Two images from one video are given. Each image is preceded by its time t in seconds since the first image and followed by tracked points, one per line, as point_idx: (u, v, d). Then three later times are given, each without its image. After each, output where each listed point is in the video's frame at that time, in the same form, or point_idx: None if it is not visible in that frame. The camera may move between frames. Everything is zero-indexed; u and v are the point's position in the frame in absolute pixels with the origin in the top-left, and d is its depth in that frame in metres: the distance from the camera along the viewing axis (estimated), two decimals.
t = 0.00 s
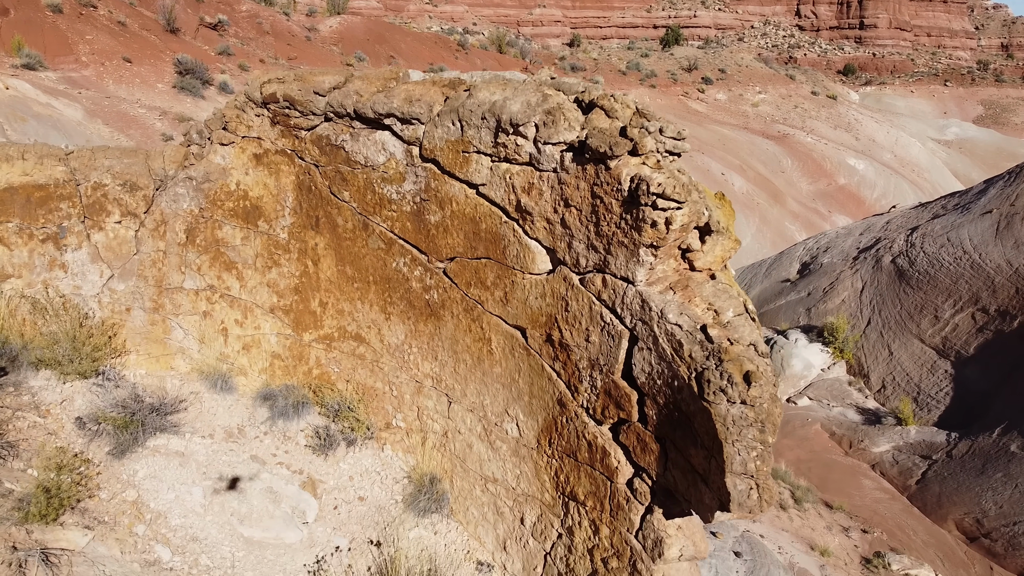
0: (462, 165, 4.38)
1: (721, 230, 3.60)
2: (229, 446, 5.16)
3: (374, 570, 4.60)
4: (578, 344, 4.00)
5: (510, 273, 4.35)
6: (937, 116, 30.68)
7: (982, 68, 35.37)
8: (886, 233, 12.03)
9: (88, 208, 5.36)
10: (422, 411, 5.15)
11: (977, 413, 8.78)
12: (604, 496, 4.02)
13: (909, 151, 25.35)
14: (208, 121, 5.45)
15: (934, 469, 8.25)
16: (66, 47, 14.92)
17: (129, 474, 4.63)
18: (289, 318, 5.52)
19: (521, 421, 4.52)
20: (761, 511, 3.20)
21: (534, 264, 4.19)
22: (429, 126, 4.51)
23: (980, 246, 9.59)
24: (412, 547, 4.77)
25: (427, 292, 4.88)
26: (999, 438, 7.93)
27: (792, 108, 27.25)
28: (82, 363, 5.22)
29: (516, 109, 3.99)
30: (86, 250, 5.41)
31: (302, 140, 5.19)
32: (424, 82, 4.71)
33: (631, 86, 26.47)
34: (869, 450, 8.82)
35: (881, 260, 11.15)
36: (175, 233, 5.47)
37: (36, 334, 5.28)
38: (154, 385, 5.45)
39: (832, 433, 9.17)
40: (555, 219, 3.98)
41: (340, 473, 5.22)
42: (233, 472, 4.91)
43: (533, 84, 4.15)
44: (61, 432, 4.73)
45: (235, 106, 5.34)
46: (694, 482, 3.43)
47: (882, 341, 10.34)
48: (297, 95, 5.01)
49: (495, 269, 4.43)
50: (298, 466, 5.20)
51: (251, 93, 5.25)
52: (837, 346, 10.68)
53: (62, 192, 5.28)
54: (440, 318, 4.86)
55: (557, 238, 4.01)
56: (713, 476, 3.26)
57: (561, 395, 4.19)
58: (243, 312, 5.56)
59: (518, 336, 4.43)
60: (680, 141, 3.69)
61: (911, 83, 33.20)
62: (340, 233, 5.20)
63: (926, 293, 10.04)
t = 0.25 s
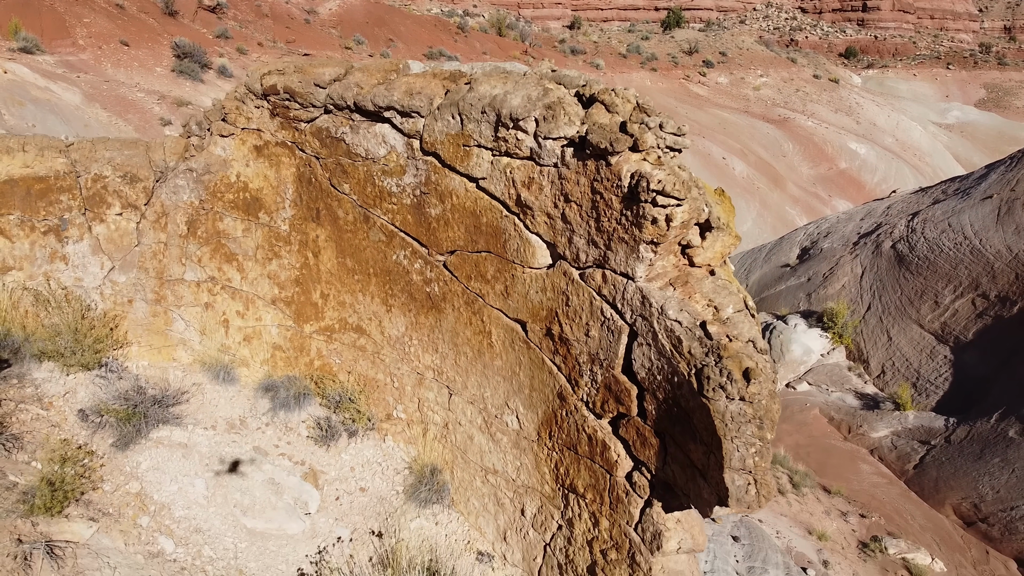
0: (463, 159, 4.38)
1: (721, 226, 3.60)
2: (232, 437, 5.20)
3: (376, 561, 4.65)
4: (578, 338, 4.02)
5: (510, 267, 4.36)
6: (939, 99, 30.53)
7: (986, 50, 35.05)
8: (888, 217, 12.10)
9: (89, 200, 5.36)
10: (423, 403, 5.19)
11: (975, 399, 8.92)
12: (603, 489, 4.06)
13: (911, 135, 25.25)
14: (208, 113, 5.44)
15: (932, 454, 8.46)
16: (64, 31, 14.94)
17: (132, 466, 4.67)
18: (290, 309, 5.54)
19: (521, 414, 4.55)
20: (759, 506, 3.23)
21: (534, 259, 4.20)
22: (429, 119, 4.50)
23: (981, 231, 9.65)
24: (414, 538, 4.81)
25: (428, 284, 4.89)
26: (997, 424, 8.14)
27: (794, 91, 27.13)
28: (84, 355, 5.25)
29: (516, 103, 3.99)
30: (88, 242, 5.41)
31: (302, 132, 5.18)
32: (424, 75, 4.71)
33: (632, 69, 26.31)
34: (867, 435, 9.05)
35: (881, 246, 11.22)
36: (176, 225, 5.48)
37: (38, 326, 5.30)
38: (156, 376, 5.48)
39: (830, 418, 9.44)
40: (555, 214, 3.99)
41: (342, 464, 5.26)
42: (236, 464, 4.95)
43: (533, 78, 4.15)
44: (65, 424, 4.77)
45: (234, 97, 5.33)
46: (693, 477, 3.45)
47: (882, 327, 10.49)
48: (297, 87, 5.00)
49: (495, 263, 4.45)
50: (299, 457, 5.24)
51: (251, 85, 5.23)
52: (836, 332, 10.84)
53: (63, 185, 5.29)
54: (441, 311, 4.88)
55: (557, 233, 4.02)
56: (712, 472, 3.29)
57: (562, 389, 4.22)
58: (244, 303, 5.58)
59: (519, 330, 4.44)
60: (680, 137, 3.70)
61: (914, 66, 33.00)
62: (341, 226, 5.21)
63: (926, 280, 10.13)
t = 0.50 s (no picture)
0: (463, 152, 4.37)
1: (722, 223, 3.61)
2: (234, 429, 5.23)
3: (377, 551, 4.69)
4: (578, 333, 4.04)
5: (511, 261, 4.37)
6: (941, 83, 30.38)
7: (988, 32, 34.84)
8: (888, 204, 12.59)
9: (89, 192, 5.36)
10: (424, 394, 5.22)
11: (973, 383, 9.43)
12: (603, 482, 4.09)
13: (913, 118, 25.14)
14: (208, 104, 5.43)
15: (930, 439, 8.89)
16: (61, 15, 15.25)
17: (136, 458, 4.70)
18: (291, 301, 5.56)
19: (521, 406, 4.58)
20: (757, 501, 3.26)
21: (535, 253, 4.21)
22: (430, 112, 4.50)
23: (981, 217, 10.14)
24: (415, 529, 4.85)
25: (428, 277, 4.90)
26: (996, 409, 8.62)
27: (795, 75, 27.01)
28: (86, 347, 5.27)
29: (517, 97, 3.98)
30: (88, 234, 5.42)
31: (302, 124, 5.17)
32: (424, 67, 4.69)
33: (633, 51, 26.08)
34: (866, 420, 9.43)
35: (881, 232, 11.77)
36: (177, 217, 5.48)
37: (40, 318, 5.31)
38: (158, 367, 5.51)
39: (828, 404, 9.79)
40: (556, 209, 3.99)
41: (343, 455, 5.30)
42: (238, 456, 4.99)
43: (534, 72, 4.14)
44: (68, 417, 4.80)
45: (234, 89, 5.31)
46: (692, 472, 3.48)
47: (882, 312, 11.03)
48: (297, 79, 4.99)
49: (495, 256, 4.46)
50: (301, 448, 5.28)
51: (251, 76, 5.22)
52: (837, 317, 11.35)
53: (63, 176, 5.29)
54: (441, 304, 4.90)
55: (557, 228, 4.03)
56: (711, 467, 3.32)
57: (562, 382, 4.24)
58: (245, 295, 5.59)
59: (519, 323, 4.46)
60: (681, 133, 3.70)
61: (916, 50, 32.80)
62: (341, 218, 5.21)
63: (926, 265, 10.65)
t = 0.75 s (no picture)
0: (464, 145, 4.37)
1: (722, 218, 3.62)
2: (236, 420, 5.28)
3: (379, 542, 4.74)
4: (579, 327, 4.06)
5: (511, 254, 4.39)
6: (943, 66, 30.22)
7: (991, 15, 34.63)
8: (889, 189, 12.62)
9: (90, 183, 5.37)
10: (425, 385, 5.26)
11: (972, 369, 9.57)
12: (603, 475, 4.12)
13: (915, 102, 25.02)
14: (208, 95, 5.42)
15: (928, 424, 9.14)
16: None
17: (139, 450, 4.74)
18: (292, 292, 5.58)
19: (522, 398, 4.61)
20: (755, 496, 3.30)
21: (535, 247, 4.23)
22: (430, 105, 4.49)
23: (982, 202, 10.14)
24: (416, 519, 4.90)
25: (429, 269, 4.92)
26: (993, 394, 8.88)
27: (797, 58, 26.89)
28: (89, 339, 5.29)
29: (517, 91, 3.97)
30: (90, 226, 5.43)
31: (302, 116, 5.17)
32: (424, 59, 4.68)
33: (633, 35, 25.76)
34: (865, 405, 9.62)
35: (882, 216, 11.80)
36: (177, 208, 5.49)
37: (42, 310, 5.33)
38: (160, 359, 5.54)
39: (827, 389, 9.98)
40: (556, 203, 4.00)
41: (345, 446, 5.34)
42: (241, 447, 5.03)
43: (535, 65, 4.13)
44: (71, 409, 4.84)
45: (234, 80, 5.30)
46: (691, 466, 3.51)
47: (881, 298, 11.07)
48: (297, 71, 4.98)
49: (496, 250, 4.47)
50: (304, 439, 5.32)
51: (251, 68, 5.21)
52: (836, 303, 11.40)
53: (63, 168, 5.29)
54: (442, 296, 4.92)
55: (558, 222, 4.04)
56: (709, 461, 3.34)
57: (562, 375, 4.27)
58: (247, 286, 5.61)
59: (520, 317, 4.48)
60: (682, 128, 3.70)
61: (918, 33, 32.61)
62: (342, 210, 5.22)
63: (926, 250, 10.67)
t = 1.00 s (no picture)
0: (464, 139, 4.38)
1: (721, 214, 3.63)
2: (238, 411, 5.33)
3: (381, 532, 4.78)
4: (579, 320, 4.08)
5: (512, 248, 4.40)
6: (946, 48, 30.06)
7: None
8: (889, 174, 12.67)
9: (91, 175, 5.37)
10: (426, 376, 5.29)
11: (972, 355, 9.69)
12: (603, 467, 4.16)
13: (917, 85, 24.90)
14: (207, 86, 5.41)
15: (927, 408, 9.34)
16: None
17: (143, 441, 4.78)
18: (293, 284, 5.60)
19: (522, 390, 4.64)
20: (753, 490, 3.33)
21: (535, 241, 4.24)
22: (430, 98, 4.49)
23: (983, 187, 10.20)
24: (417, 509, 4.94)
25: (430, 262, 4.93)
26: (992, 379, 9.05)
27: (799, 40, 26.76)
28: (91, 331, 5.32)
29: (517, 85, 3.97)
30: (91, 218, 5.44)
31: (302, 107, 5.17)
32: (424, 51, 4.67)
33: (635, 18, 25.48)
34: (864, 390, 9.79)
35: (882, 201, 11.86)
36: (178, 200, 5.50)
37: (44, 302, 5.36)
38: (162, 350, 5.58)
39: (827, 373, 10.15)
40: (556, 198, 4.01)
41: (346, 436, 5.39)
42: (243, 438, 5.07)
43: (535, 58, 4.12)
44: (75, 400, 4.88)
45: (234, 72, 5.29)
46: (691, 460, 3.54)
47: (881, 283, 11.16)
48: (297, 62, 4.97)
49: (496, 243, 4.49)
50: (306, 430, 5.37)
51: (251, 59, 5.20)
52: (835, 288, 11.48)
53: (64, 160, 5.29)
54: (443, 288, 4.94)
55: (558, 216, 4.06)
56: (708, 456, 3.37)
57: (562, 368, 4.29)
58: (248, 278, 5.63)
59: (520, 309, 4.50)
60: (681, 123, 3.70)
61: (921, 15, 32.40)
62: (342, 202, 5.23)
63: (927, 235, 10.74)
